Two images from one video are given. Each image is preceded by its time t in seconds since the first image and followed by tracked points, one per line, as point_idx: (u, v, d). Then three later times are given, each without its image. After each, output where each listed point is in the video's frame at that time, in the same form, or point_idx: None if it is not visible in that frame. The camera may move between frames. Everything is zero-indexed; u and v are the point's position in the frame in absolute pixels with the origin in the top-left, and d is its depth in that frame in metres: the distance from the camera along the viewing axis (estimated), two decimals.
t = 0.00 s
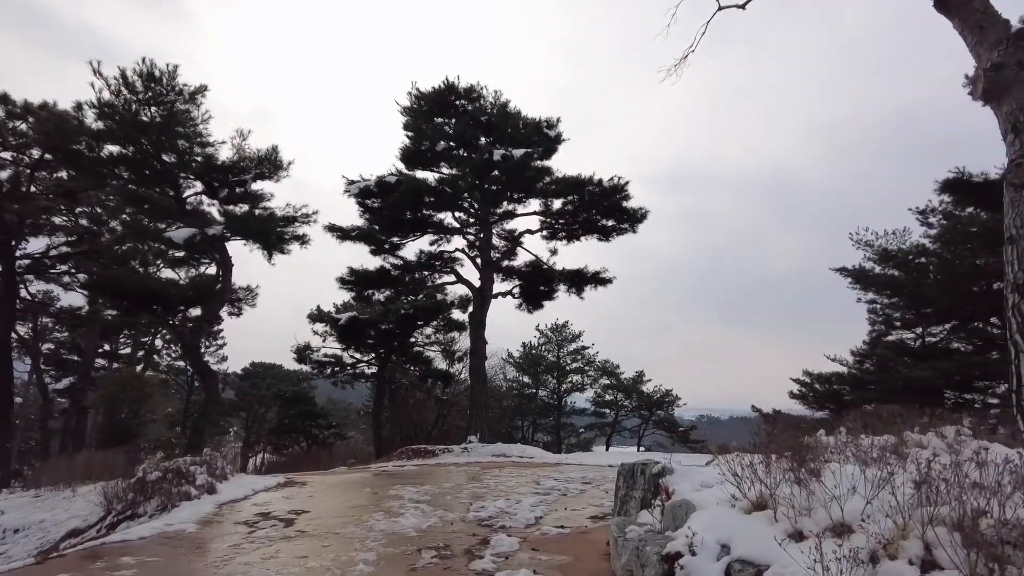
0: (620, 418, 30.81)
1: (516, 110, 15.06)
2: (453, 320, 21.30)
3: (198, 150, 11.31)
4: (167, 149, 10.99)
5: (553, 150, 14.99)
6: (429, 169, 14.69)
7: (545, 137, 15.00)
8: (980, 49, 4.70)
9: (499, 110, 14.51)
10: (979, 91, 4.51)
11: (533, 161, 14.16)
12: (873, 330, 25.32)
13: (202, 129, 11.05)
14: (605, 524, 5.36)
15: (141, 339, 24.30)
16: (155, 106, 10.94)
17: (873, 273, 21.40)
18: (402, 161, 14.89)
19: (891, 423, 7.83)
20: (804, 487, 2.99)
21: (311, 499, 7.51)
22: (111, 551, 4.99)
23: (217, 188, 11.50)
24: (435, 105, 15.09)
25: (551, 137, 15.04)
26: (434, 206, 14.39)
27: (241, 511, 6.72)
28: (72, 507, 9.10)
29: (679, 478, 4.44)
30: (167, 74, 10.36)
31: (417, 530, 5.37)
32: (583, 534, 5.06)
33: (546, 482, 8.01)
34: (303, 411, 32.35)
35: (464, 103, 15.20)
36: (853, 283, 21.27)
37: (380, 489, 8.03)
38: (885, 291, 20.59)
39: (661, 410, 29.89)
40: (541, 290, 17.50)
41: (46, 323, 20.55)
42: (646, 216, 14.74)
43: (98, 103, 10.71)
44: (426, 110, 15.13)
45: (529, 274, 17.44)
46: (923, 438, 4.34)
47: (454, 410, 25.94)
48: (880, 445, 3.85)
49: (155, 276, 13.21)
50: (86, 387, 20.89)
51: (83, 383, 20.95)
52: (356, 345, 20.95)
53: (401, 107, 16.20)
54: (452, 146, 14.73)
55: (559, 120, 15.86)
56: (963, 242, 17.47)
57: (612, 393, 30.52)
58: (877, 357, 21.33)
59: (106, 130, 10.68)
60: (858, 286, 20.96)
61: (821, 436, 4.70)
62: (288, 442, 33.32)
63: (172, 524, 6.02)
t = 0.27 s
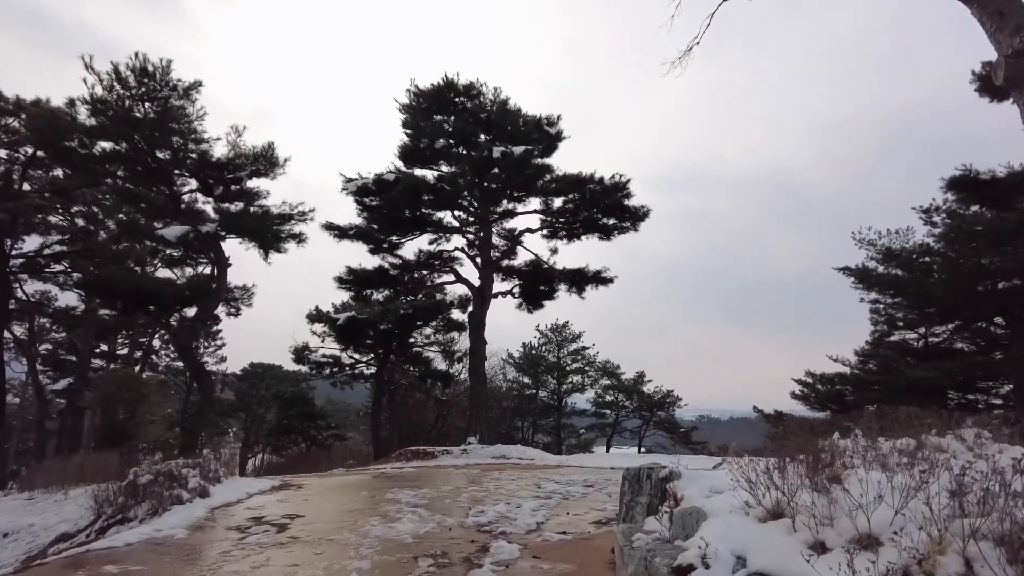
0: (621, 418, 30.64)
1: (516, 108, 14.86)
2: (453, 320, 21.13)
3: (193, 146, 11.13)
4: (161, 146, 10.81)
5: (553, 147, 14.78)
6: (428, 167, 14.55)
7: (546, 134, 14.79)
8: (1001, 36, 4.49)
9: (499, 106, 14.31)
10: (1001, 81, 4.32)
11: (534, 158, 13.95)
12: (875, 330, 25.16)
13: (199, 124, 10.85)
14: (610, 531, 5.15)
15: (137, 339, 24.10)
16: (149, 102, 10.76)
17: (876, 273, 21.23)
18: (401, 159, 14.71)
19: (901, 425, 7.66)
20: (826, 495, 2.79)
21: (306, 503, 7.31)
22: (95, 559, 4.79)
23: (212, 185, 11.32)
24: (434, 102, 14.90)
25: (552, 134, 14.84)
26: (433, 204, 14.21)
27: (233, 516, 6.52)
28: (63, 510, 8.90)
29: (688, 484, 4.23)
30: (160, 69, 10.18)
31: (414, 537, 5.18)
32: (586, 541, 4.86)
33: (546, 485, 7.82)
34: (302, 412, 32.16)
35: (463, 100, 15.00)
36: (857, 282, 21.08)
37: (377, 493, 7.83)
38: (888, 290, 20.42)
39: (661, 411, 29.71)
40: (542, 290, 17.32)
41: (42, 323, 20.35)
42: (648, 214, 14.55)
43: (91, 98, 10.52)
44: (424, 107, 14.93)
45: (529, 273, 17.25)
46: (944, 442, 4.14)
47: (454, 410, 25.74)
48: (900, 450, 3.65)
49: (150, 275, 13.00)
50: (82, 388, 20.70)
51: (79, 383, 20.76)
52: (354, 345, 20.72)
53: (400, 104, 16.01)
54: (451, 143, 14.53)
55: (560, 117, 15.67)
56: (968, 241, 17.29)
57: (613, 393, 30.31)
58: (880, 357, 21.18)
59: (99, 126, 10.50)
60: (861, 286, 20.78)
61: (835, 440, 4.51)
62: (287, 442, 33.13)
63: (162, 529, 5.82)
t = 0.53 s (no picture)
0: (621, 419, 30.44)
1: (518, 104, 14.63)
2: (453, 320, 20.92)
3: (188, 141, 10.90)
4: (156, 141, 10.58)
5: (556, 144, 14.55)
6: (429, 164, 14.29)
7: (548, 130, 14.55)
8: None
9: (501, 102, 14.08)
10: None
11: (536, 154, 13.72)
12: (879, 330, 24.94)
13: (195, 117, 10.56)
14: (619, 539, 4.90)
15: (134, 339, 23.86)
16: (143, 95, 10.52)
17: (881, 272, 20.99)
18: (401, 155, 14.48)
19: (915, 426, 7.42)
20: (864, 506, 2.56)
21: (302, 507, 7.07)
22: (78, 568, 4.54)
23: (208, 181, 11.07)
24: (434, 99, 14.66)
25: (554, 131, 14.58)
26: (434, 201, 14.00)
27: (226, 521, 6.28)
28: (53, 513, 8.67)
29: (703, 490, 3.99)
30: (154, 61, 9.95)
31: (413, 544, 4.94)
32: (593, 549, 4.63)
33: (550, 489, 7.58)
34: (301, 413, 31.94)
35: (464, 96, 14.76)
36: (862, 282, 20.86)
37: (376, 496, 7.60)
38: (894, 290, 20.19)
39: (663, 412, 29.48)
40: (543, 289, 17.10)
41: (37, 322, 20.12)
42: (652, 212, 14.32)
43: (84, 92, 10.28)
44: (425, 103, 14.70)
45: (530, 273, 17.03)
46: (974, 447, 3.91)
47: (454, 411, 25.51)
48: (933, 455, 3.42)
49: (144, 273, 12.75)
50: (78, 388, 20.46)
51: (75, 383, 20.52)
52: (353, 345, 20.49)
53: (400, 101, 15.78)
54: (452, 140, 14.29)
55: (562, 114, 15.44)
56: (975, 240, 17.08)
57: (614, 394, 30.09)
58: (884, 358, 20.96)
59: (92, 120, 10.27)
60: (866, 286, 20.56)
61: (857, 444, 4.28)
62: (286, 443, 32.90)
63: (151, 535, 5.57)
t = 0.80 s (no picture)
0: (622, 421, 30.26)
1: (519, 102, 14.45)
2: (453, 321, 20.73)
3: (183, 138, 10.73)
4: (151, 138, 10.40)
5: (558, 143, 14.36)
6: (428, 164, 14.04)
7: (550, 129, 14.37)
8: None
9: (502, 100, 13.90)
10: None
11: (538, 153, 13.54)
12: (882, 332, 24.77)
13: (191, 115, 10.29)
14: (626, 549, 4.70)
15: (131, 339, 23.67)
16: (138, 91, 10.33)
17: (885, 273, 20.80)
18: (400, 154, 14.28)
19: (926, 431, 7.23)
20: (899, 524, 2.38)
21: (299, 513, 6.86)
22: None
23: (204, 179, 10.90)
24: (435, 97, 14.48)
25: (556, 129, 14.36)
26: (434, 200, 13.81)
27: (220, 528, 6.08)
28: (45, 518, 8.48)
29: (718, 501, 3.79)
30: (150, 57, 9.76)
31: (412, 555, 4.75)
32: (600, 561, 4.44)
33: (553, 494, 7.39)
34: (300, 414, 31.75)
35: (464, 94, 14.58)
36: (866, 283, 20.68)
37: (375, 501, 7.41)
38: (898, 291, 19.99)
39: (664, 414, 29.28)
40: (544, 289, 16.91)
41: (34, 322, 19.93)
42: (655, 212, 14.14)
43: (78, 88, 10.10)
44: (425, 101, 14.51)
45: (531, 273, 16.84)
46: (1003, 456, 3.72)
47: (454, 412, 25.30)
48: (965, 466, 3.22)
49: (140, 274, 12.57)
50: (75, 389, 20.26)
51: (71, 384, 20.32)
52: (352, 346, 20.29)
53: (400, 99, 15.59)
54: (452, 138, 14.10)
55: (564, 112, 15.25)
56: (981, 241, 16.91)
57: (614, 396, 29.90)
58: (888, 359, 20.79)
59: (86, 116, 10.08)
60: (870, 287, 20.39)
61: (877, 453, 4.09)
62: (284, 444, 32.69)
63: (140, 544, 5.35)
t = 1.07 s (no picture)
0: (622, 421, 30.07)
1: (520, 97, 14.24)
2: (453, 319, 20.53)
3: (178, 132, 10.54)
4: (145, 131, 10.21)
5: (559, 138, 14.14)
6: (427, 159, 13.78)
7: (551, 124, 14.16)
8: None
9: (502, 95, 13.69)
10: None
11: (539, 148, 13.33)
12: (885, 331, 24.59)
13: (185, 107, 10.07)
14: (636, 554, 4.47)
15: (128, 338, 23.44)
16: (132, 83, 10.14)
17: (888, 272, 20.61)
18: (400, 150, 14.06)
19: (939, 430, 7.03)
20: (942, 530, 2.18)
21: (294, 515, 6.65)
22: None
23: (199, 173, 10.73)
24: (434, 92, 14.28)
25: (558, 125, 14.14)
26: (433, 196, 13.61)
27: (211, 531, 5.87)
28: (34, 520, 8.26)
29: (735, 503, 3.59)
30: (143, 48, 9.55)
31: (412, 559, 4.54)
32: (609, 565, 4.23)
33: (556, 495, 7.18)
34: (298, 414, 31.53)
35: (464, 88, 14.37)
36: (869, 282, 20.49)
37: (373, 503, 7.20)
38: (902, 290, 19.80)
39: (665, 414, 29.08)
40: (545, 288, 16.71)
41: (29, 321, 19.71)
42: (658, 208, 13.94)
43: (70, 80, 9.89)
44: (425, 96, 14.32)
45: (532, 271, 16.63)
46: None
47: (453, 412, 25.09)
48: (1001, 466, 3.02)
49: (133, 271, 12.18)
50: (70, 388, 20.05)
51: (67, 384, 20.11)
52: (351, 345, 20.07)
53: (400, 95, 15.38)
54: (452, 133, 13.87)
55: (566, 107, 15.04)
56: (986, 239, 16.73)
57: (615, 396, 29.71)
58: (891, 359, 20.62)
59: (78, 109, 9.87)
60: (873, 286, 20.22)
61: (900, 453, 3.90)
62: (282, 444, 32.49)
63: (128, 548, 5.14)
